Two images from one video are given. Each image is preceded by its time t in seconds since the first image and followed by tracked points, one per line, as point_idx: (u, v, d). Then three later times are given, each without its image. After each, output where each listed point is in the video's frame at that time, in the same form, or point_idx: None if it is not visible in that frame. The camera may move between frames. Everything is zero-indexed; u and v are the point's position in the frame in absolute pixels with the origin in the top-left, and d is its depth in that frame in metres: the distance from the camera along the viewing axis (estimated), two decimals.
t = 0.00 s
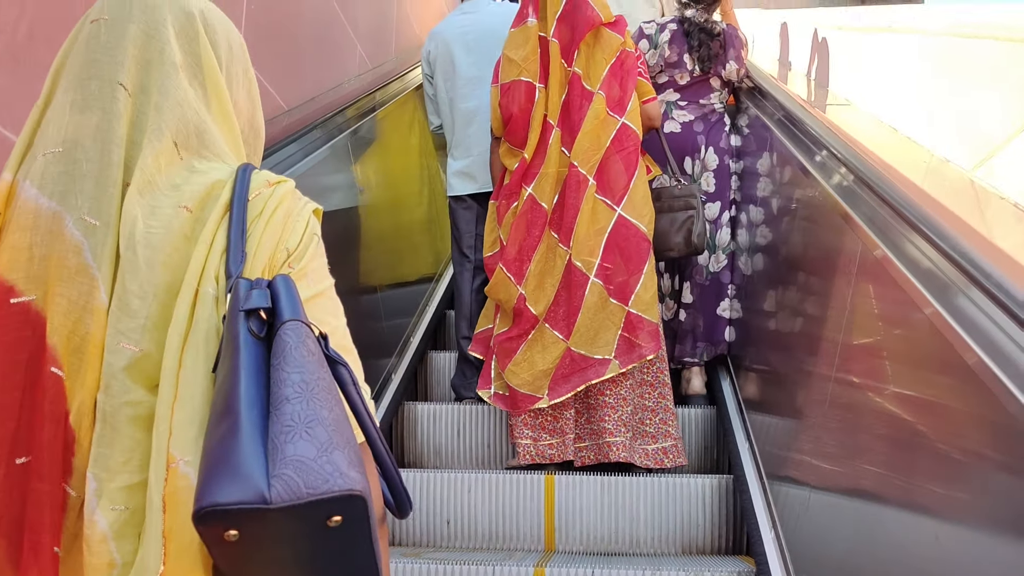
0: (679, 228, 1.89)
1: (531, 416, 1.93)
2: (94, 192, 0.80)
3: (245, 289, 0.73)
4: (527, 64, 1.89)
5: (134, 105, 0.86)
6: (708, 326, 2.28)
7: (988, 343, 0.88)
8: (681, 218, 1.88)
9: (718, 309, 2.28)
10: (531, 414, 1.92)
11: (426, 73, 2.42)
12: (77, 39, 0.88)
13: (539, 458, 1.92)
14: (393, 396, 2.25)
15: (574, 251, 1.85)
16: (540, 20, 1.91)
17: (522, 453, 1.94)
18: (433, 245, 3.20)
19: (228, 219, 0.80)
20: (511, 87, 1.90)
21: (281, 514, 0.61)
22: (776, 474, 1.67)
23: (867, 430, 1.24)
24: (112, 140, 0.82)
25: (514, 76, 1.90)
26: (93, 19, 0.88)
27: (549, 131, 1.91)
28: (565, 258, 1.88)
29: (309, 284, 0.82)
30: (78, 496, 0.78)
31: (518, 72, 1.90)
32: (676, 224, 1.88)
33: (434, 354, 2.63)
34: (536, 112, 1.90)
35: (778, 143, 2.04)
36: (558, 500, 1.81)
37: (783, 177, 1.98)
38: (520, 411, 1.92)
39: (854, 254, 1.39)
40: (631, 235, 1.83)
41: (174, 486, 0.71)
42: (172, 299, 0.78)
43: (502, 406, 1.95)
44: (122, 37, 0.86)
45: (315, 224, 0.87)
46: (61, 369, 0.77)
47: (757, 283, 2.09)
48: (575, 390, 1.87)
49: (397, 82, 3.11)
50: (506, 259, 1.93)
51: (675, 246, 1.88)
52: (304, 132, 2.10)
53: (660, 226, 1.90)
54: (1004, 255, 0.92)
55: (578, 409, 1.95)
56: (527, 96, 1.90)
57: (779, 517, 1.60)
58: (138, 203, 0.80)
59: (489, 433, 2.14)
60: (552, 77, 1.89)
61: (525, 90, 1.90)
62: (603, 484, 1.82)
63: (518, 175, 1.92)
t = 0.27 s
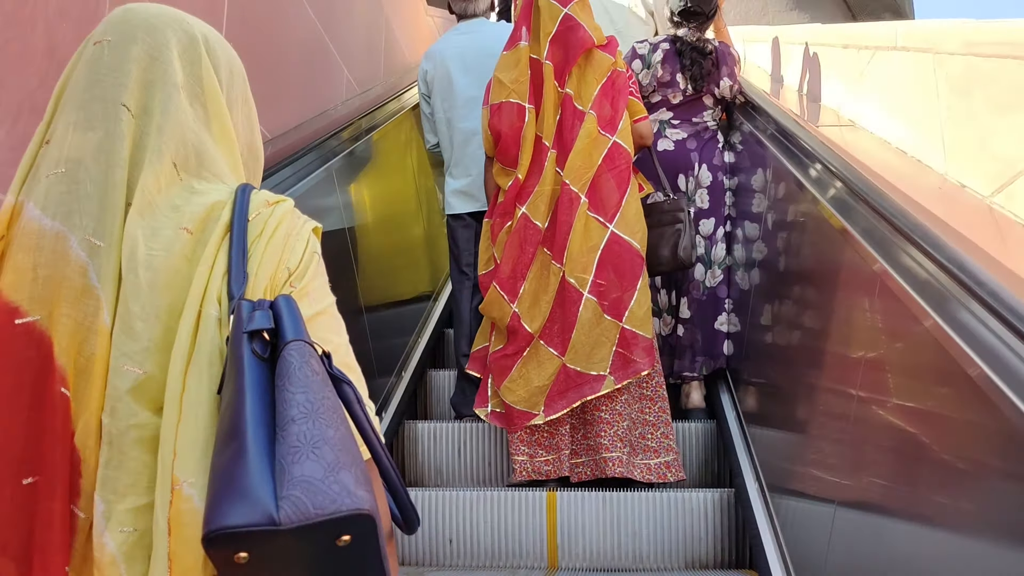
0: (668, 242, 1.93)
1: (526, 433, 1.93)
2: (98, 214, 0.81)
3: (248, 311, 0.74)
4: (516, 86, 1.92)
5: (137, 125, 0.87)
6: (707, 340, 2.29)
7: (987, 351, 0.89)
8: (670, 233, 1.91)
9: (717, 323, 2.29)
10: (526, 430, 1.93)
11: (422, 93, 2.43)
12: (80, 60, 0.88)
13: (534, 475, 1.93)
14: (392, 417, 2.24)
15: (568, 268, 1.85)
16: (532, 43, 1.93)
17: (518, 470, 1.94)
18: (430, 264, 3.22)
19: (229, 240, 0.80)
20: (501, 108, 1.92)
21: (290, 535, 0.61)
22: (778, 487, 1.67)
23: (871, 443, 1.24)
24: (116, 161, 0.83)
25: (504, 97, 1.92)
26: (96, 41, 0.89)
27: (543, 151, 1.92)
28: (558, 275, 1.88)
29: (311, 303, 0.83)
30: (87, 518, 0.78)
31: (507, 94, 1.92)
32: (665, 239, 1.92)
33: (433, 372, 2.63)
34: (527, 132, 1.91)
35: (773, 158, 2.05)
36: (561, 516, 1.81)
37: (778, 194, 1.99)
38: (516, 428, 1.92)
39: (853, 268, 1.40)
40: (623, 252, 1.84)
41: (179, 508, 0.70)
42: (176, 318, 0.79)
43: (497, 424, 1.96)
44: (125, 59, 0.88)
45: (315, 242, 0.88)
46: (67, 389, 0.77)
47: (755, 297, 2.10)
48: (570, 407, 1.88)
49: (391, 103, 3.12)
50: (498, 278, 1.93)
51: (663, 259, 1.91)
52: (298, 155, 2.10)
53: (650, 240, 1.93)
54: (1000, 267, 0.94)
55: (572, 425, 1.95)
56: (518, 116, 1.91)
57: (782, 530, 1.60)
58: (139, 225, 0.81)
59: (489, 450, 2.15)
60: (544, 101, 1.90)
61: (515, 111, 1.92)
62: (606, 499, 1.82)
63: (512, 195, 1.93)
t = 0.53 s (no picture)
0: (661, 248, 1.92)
1: (522, 439, 1.93)
2: (101, 215, 0.80)
3: (245, 307, 0.74)
4: (516, 92, 1.92)
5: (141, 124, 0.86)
6: (708, 345, 2.28)
7: (992, 346, 0.89)
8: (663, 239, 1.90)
9: (716, 327, 2.29)
10: (521, 437, 1.92)
11: (422, 100, 2.42)
12: (84, 59, 0.88)
13: (530, 481, 1.92)
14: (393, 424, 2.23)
15: (564, 274, 1.85)
16: (533, 49, 1.92)
17: (513, 476, 1.93)
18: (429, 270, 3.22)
19: (232, 237, 0.80)
20: (501, 113, 1.93)
21: (279, 536, 0.59)
22: (781, 492, 1.66)
23: (878, 445, 1.24)
24: (119, 160, 0.82)
25: (504, 103, 1.92)
26: (100, 39, 0.89)
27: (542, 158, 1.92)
28: (554, 280, 1.88)
29: (317, 299, 0.82)
30: (91, 522, 0.78)
31: (506, 100, 1.92)
32: (658, 245, 1.92)
33: (433, 379, 2.62)
34: (526, 138, 1.91)
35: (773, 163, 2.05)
36: (563, 522, 1.80)
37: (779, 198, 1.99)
38: (510, 434, 1.92)
39: (858, 270, 1.39)
40: (618, 259, 1.84)
41: (181, 508, 0.71)
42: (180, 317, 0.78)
43: (492, 430, 1.95)
44: (130, 57, 0.87)
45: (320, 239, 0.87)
46: (70, 393, 0.76)
47: (756, 302, 2.10)
48: (565, 413, 1.87)
49: (388, 110, 3.11)
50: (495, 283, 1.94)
51: (655, 265, 1.91)
52: (294, 164, 2.08)
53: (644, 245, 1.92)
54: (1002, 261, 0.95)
55: (569, 432, 1.95)
56: (518, 122, 1.92)
57: (785, 535, 1.59)
58: (141, 225, 0.80)
59: (491, 457, 2.13)
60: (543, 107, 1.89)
61: (515, 116, 1.92)
62: (608, 504, 1.81)
63: (510, 201, 1.93)
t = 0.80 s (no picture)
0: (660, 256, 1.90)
1: (515, 446, 1.92)
2: (87, 219, 0.79)
3: (231, 314, 0.73)
4: (515, 95, 1.91)
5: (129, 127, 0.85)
6: (704, 351, 2.27)
7: (989, 355, 0.88)
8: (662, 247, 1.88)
9: (712, 333, 2.28)
10: (515, 443, 1.91)
11: (420, 103, 2.43)
12: (73, 61, 0.87)
13: (523, 486, 1.91)
14: (386, 429, 2.23)
15: (559, 280, 1.84)
16: (532, 52, 1.92)
17: (506, 482, 1.92)
18: (424, 274, 3.20)
19: (219, 243, 0.79)
20: (498, 116, 1.92)
21: (260, 552, 0.58)
22: (776, 499, 1.65)
23: (874, 454, 1.23)
24: (107, 164, 0.81)
25: (502, 106, 1.92)
26: (89, 40, 0.88)
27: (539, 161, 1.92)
28: (549, 285, 1.87)
29: (305, 306, 0.82)
30: (72, 534, 0.76)
31: (505, 103, 1.92)
32: (658, 253, 1.88)
33: (428, 384, 2.61)
34: (523, 142, 1.91)
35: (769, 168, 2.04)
36: (556, 528, 1.79)
37: (775, 203, 1.98)
38: (503, 441, 1.91)
39: (854, 277, 1.39)
40: (614, 265, 1.83)
41: (164, 519, 0.70)
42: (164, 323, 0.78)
43: (484, 436, 1.94)
44: (120, 59, 0.87)
45: (310, 244, 0.86)
46: (53, 402, 0.75)
47: (752, 308, 2.09)
48: (559, 420, 1.86)
49: (383, 114, 3.11)
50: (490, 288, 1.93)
51: (655, 274, 1.88)
52: (285, 169, 2.05)
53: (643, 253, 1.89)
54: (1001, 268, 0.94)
55: (565, 438, 1.93)
56: (514, 125, 1.91)
57: (780, 542, 1.58)
58: (127, 229, 0.79)
59: (485, 462, 2.12)
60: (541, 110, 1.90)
61: (512, 119, 1.91)
62: (602, 511, 1.79)
63: (507, 206, 1.93)
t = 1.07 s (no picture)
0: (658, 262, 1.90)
1: (510, 449, 1.92)
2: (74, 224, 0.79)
3: (211, 320, 0.73)
4: (513, 97, 1.90)
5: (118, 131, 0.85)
6: (697, 356, 2.27)
7: (979, 364, 0.88)
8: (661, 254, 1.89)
9: (706, 337, 2.28)
10: (509, 447, 1.91)
11: (415, 105, 2.42)
12: (61, 67, 0.87)
13: (517, 490, 1.91)
14: (379, 430, 2.21)
15: (556, 284, 1.84)
16: (530, 54, 1.91)
17: (500, 485, 1.92)
18: (420, 275, 3.20)
19: (201, 251, 0.78)
20: (496, 117, 1.91)
21: (234, 559, 0.58)
22: (769, 504, 1.65)
23: (864, 460, 1.23)
24: (94, 169, 0.81)
25: (499, 108, 1.91)
26: (79, 46, 0.87)
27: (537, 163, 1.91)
28: (545, 288, 1.87)
29: (287, 314, 0.82)
30: (50, 539, 0.76)
31: (503, 104, 1.91)
32: (657, 260, 1.89)
33: (421, 387, 2.60)
34: (521, 145, 1.91)
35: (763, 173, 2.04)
36: (549, 532, 1.78)
37: (770, 207, 1.98)
38: (498, 444, 1.90)
39: (845, 282, 1.39)
40: (610, 269, 1.83)
41: (140, 527, 0.70)
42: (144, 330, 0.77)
43: (479, 439, 1.93)
44: (110, 65, 0.86)
45: (293, 252, 0.87)
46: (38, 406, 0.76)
47: (746, 312, 2.09)
48: (554, 423, 1.85)
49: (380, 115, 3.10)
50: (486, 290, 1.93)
51: (653, 280, 1.90)
52: (280, 170, 2.04)
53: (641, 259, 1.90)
54: (996, 278, 0.94)
55: (560, 442, 1.93)
56: (513, 127, 1.90)
57: (772, 547, 1.58)
58: (110, 236, 0.78)
59: (479, 467, 2.11)
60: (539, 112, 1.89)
61: (510, 121, 1.91)
62: (595, 515, 1.79)
63: (503, 208, 1.92)
